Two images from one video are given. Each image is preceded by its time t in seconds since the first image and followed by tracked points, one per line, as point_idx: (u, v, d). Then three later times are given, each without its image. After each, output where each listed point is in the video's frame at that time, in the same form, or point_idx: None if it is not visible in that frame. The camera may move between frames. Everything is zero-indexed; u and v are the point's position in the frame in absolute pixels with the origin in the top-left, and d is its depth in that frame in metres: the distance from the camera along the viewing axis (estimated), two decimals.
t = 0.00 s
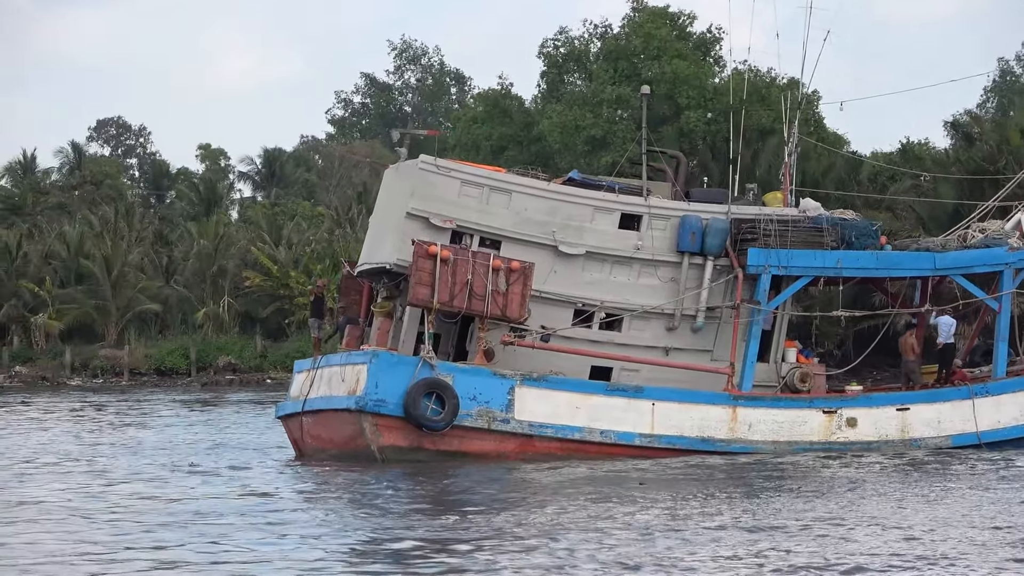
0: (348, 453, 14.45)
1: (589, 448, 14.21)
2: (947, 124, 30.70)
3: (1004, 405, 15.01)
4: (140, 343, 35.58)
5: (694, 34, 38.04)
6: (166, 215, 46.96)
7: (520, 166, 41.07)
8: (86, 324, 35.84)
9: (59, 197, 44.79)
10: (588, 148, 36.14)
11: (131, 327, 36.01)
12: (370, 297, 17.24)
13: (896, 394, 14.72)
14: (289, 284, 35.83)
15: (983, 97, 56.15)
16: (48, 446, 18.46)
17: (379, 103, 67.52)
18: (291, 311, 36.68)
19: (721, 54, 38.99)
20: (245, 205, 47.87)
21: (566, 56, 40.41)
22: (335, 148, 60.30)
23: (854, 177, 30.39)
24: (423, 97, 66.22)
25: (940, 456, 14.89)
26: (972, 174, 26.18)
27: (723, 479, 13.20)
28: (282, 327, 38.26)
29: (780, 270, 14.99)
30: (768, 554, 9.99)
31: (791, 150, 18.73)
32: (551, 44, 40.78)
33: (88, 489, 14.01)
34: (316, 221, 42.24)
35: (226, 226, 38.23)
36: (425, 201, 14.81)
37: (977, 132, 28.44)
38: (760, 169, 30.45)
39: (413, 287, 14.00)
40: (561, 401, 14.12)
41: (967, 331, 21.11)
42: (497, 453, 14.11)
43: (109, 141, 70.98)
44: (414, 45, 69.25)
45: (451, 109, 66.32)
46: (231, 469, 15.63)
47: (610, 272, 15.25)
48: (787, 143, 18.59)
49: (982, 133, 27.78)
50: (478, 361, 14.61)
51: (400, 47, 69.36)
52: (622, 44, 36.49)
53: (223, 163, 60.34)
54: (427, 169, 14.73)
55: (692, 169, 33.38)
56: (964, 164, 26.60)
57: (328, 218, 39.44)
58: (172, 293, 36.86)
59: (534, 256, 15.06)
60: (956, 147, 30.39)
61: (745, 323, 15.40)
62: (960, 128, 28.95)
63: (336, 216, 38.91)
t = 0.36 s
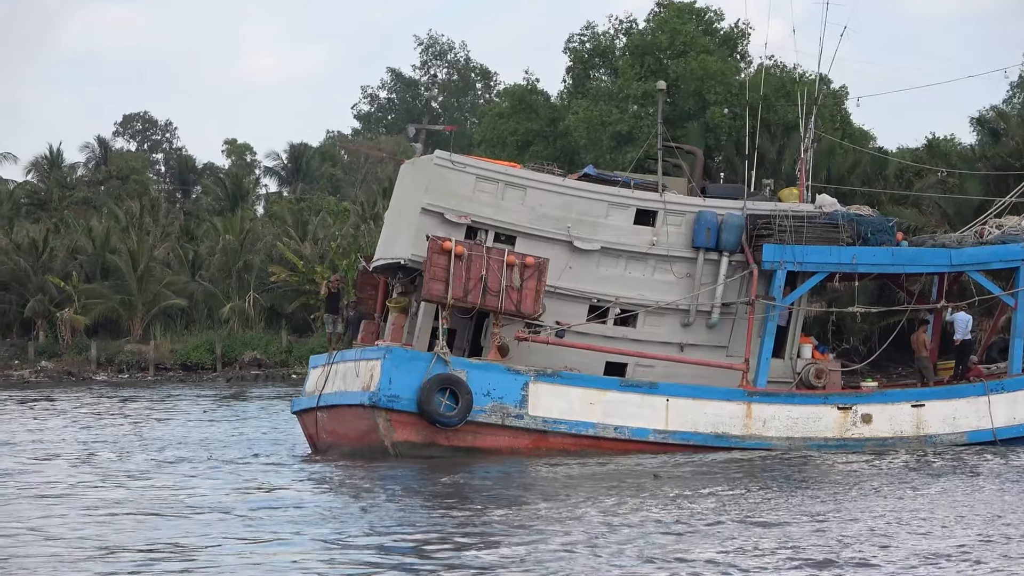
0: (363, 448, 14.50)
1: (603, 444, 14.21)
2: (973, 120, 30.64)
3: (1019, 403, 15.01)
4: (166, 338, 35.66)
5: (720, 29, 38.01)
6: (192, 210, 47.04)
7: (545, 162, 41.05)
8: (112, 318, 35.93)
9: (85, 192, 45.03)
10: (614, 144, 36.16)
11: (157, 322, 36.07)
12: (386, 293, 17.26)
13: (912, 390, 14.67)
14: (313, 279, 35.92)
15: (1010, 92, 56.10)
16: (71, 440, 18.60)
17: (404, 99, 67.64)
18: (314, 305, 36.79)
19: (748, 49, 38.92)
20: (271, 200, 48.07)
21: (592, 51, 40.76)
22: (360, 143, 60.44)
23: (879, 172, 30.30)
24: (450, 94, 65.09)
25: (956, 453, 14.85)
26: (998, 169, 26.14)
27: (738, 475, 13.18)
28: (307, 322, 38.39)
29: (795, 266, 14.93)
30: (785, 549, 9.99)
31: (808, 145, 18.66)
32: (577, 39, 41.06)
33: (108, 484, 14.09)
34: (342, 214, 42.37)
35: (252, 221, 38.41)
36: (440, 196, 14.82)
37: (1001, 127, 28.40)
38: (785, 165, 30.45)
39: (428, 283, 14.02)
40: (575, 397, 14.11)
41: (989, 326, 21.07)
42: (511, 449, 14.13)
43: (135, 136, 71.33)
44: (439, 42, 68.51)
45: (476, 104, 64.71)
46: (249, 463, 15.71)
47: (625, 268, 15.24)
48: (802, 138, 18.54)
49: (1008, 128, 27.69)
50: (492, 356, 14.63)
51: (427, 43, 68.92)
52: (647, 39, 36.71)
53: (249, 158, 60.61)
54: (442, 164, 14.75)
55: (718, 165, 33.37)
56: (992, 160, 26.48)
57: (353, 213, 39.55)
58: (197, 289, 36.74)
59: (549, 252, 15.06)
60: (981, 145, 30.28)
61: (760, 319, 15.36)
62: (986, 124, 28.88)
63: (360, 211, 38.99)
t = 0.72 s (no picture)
0: (351, 443, 14.44)
1: (592, 439, 14.18)
2: (972, 117, 30.78)
3: (1009, 398, 15.03)
4: (166, 333, 35.50)
5: (723, 25, 37.89)
6: (192, 205, 46.80)
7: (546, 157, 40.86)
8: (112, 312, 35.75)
9: (86, 186, 44.83)
10: (614, 138, 35.98)
11: (157, 316, 35.91)
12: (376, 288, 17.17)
13: (902, 386, 14.68)
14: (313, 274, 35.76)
15: (1011, 87, 56.21)
16: (68, 434, 18.52)
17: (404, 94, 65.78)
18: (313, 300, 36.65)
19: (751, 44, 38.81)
20: (271, 195, 47.90)
21: (594, 46, 40.58)
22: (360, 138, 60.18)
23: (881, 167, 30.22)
24: (452, 89, 64.42)
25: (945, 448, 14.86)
26: (999, 164, 26.16)
27: (728, 470, 13.19)
28: (307, 317, 38.18)
29: (786, 261, 14.90)
30: (778, 543, 10.00)
31: (800, 140, 18.63)
32: (578, 34, 40.85)
33: (101, 477, 14.02)
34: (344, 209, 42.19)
35: (252, 216, 38.29)
36: (430, 191, 14.77)
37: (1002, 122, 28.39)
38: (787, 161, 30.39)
39: (417, 278, 13.96)
40: (564, 392, 14.08)
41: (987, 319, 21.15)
42: (500, 444, 14.08)
43: (136, 131, 71.03)
44: (441, 37, 68.10)
45: (478, 99, 64.11)
46: (241, 458, 15.64)
47: (615, 263, 15.20)
48: (794, 133, 18.50)
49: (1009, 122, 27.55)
50: (481, 351, 14.58)
51: (428, 38, 68.64)
52: (648, 34, 36.69)
53: (249, 153, 60.38)
54: (432, 159, 14.70)
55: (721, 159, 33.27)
56: (993, 155, 26.62)
57: (353, 207, 39.40)
58: (198, 283, 36.75)
59: (539, 247, 15.02)
60: (981, 140, 30.32)
61: (751, 314, 15.34)
62: (987, 118, 28.82)
63: (360, 206, 38.83)
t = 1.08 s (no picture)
0: (315, 438, 14.33)
1: (556, 432, 14.15)
2: (946, 109, 31.00)
3: (974, 390, 15.06)
4: (140, 328, 35.08)
5: (699, 20, 37.89)
6: (166, 200, 46.25)
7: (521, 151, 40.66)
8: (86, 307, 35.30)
9: (60, 180, 44.24)
10: (589, 133, 35.86)
11: (132, 311, 35.54)
12: (341, 283, 17.01)
13: (865, 378, 14.76)
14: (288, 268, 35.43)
15: (985, 80, 56.80)
16: (38, 429, 18.29)
17: (378, 86, 65.46)
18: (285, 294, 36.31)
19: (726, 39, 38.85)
20: (245, 189, 47.47)
21: (568, 39, 40.43)
22: (335, 130, 59.73)
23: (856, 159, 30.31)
24: (426, 82, 63.92)
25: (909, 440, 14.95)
26: (973, 157, 26.38)
27: (693, 463, 13.19)
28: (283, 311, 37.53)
29: (750, 254, 14.94)
30: (747, 536, 9.99)
31: (764, 134, 18.67)
32: (553, 27, 40.70)
33: (65, 472, 13.84)
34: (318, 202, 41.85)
35: (227, 211, 37.93)
36: (393, 185, 14.66)
37: (976, 115, 28.62)
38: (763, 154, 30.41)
39: (380, 272, 13.85)
40: (528, 386, 14.04)
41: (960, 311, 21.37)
42: (464, 438, 14.02)
43: (110, 126, 70.23)
44: (416, 31, 67.66)
45: (452, 92, 63.71)
46: (208, 453, 15.48)
47: (579, 257, 15.18)
48: (758, 127, 18.53)
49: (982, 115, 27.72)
50: (445, 345, 14.50)
51: (403, 31, 68.17)
52: (623, 27, 36.88)
53: (224, 147, 59.86)
54: (395, 153, 14.60)
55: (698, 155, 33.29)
56: (966, 147, 26.82)
57: (327, 201, 39.08)
58: (173, 278, 36.30)
59: (503, 241, 14.95)
60: (955, 132, 30.51)
61: (715, 307, 15.35)
62: (961, 111, 29.07)
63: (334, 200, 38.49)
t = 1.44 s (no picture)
0: (293, 433, 14.29)
1: (535, 425, 14.16)
2: (932, 100, 31.17)
3: (952, 379, 15.14)
4: (129, 324, 34.83)
5: (685, 12, 37.89)
6: (152, 194, 45.92)
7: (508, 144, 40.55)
8: (74, 303, 35.04)
9: (45, 176, 43.90)
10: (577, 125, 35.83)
11: (120, 307, 35.31)
12: (319, 278, 16.93)
13: (843, 369, 14.83)
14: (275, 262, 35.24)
15: (971, 70, 57.09)
16: (22, 426, 18.18)
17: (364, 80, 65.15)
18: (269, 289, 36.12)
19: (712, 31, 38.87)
20: (231, 184, 47.21)
21: (554, 32, 40.40)
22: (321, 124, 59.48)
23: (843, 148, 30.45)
24: (412, 75, 63.72)
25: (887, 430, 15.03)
26: (960, 147, 26.58)
27: (672, 455, 13.23)
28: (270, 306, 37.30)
29: (727, 246, 15.00)
30: (730, 528, 10.02)
31: (740, 126, 18.73)
32: (539, 19, 40.64)
33: (45, 468, 13.76)
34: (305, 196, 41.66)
35: (213, 206, 37.74)
36: (370, 178, 14.62)
37: (963, 105, 28.83)
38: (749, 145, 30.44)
39: (356, 266, 13.84)
40: (506, 379, 14.04)
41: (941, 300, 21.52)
42: (442, 432, 14.02)
43: (96, 121, 69.72)
44: (402, 24, 67.34)
45: (438, 86, 63.53)
46: (189, 448, 15.42)
47: (557, 249, 15.17)
48: (734, 120, 18.58)
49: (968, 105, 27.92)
50: (423, 339, 14.47)
51: (388, 25, 67.89)
52: (608, 20, 37.17)
53: (211, 142, 59.54)
54: (371, 147, 14.56)
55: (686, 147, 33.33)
56: (952, 137, 27.01)
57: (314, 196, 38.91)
58: (161, 273, 36.09)
59: (480, 234, 14.93)
60: (940, 122, 30.70)
61: (693, 299, 15.40)
62: (947, 101, 29.26)
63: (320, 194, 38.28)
